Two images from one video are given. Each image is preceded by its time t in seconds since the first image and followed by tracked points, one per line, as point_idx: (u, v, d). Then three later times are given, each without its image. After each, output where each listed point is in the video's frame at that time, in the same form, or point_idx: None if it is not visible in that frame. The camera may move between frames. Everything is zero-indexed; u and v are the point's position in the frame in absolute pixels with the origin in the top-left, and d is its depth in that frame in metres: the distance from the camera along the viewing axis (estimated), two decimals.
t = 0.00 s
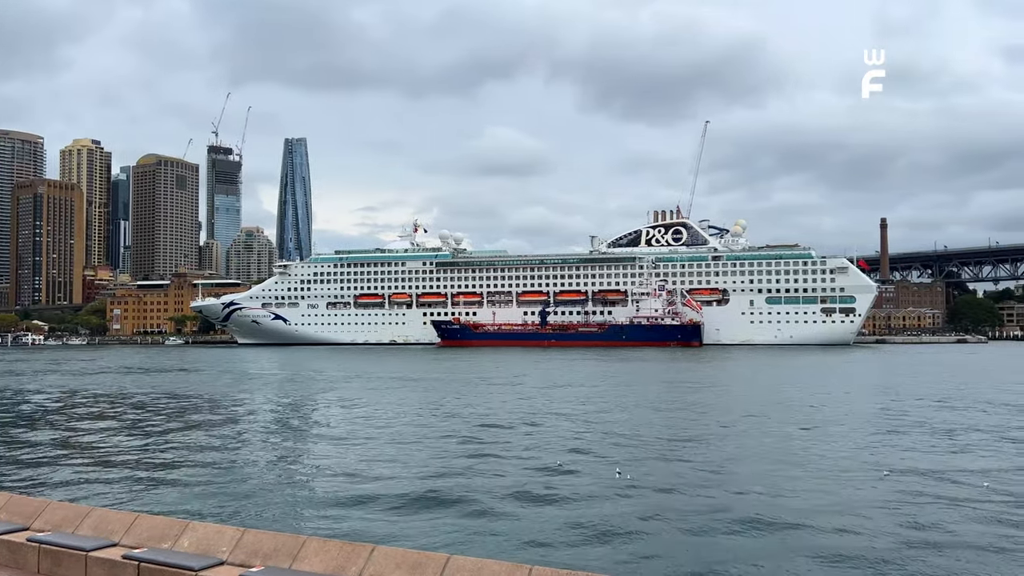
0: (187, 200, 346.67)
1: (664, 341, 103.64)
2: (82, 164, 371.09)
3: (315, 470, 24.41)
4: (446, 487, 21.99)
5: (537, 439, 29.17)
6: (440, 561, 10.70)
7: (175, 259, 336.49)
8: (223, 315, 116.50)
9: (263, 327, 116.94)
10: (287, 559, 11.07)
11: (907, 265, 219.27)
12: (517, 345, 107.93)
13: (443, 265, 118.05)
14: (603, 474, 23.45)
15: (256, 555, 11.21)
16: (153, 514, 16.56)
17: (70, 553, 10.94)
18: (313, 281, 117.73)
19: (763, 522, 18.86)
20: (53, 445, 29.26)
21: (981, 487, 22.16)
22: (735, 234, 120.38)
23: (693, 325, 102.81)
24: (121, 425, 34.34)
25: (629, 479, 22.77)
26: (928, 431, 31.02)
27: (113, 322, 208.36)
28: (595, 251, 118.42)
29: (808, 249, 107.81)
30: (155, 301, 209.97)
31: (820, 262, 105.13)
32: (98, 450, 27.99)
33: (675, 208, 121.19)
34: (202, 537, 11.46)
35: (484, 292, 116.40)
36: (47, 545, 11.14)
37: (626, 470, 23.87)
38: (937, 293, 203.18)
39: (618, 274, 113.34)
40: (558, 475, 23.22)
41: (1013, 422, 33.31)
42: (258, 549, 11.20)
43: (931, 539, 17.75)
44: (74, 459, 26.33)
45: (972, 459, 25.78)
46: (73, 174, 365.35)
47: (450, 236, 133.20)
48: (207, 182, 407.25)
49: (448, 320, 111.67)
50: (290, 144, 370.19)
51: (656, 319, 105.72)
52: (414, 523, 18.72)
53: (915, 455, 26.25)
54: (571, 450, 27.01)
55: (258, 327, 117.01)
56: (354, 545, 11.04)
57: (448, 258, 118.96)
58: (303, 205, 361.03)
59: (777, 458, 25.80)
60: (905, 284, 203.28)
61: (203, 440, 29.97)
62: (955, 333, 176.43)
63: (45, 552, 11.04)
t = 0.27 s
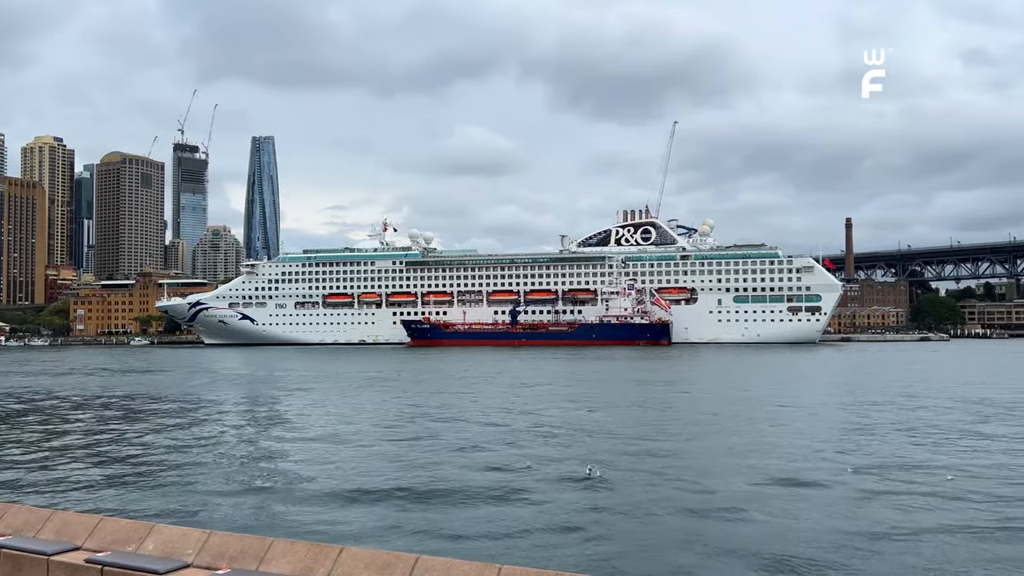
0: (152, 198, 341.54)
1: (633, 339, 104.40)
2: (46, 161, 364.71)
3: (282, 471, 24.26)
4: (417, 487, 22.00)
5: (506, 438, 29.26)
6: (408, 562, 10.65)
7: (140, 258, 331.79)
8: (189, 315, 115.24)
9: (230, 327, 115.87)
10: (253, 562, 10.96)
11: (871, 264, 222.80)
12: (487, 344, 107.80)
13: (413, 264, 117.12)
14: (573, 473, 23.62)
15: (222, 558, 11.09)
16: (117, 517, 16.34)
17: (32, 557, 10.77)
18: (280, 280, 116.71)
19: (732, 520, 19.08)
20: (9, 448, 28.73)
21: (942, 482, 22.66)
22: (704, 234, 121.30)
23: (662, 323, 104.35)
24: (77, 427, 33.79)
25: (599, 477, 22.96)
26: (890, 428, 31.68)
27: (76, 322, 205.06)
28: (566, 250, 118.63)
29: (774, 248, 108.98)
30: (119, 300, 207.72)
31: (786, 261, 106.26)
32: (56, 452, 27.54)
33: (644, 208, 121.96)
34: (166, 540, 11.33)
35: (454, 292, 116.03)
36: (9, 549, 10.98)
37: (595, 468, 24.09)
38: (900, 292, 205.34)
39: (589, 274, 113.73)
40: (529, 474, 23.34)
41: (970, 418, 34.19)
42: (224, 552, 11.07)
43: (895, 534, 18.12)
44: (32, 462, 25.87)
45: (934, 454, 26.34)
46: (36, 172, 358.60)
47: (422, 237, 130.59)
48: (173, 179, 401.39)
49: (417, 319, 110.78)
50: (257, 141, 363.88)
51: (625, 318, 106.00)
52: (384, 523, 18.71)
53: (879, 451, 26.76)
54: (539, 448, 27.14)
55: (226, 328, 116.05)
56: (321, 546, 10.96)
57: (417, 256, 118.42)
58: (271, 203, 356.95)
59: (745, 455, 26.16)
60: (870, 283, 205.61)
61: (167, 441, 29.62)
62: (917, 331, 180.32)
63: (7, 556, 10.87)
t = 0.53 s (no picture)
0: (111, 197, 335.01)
1: (598, 338, 105.13)
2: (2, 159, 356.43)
3: (244, 472, 24.01)
4: (384, 488, 21.94)
5: (471, 437, 29.25)
6: (374, 563, 10.57)
7: (99, 257, 325.40)
8: (150, 315, 113.28)
9: (192, 327, 114.18)
10: (215, 565, 10.79)
11: (832, 264, 225.63)
12: (453, 344, 107.97)
13: (379, 263, 116.67)
14: (539, 471, 23.71)
15: (183, 562, 10.90)
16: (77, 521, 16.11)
17: None
18: (243, 280, 115.63)
19: (698, 517, 19.26)
20: None
21: (902, 478, 23.13)
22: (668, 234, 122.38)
23: (626, 322, 104.66)
24: (28, 430, 33.08)
25: (566, 476, 23.08)
26: (851, 424, 32.24)
27: (32, 323, 200.77)
28: (532, 249, 118.95)
29: (737, 248, 110.02)
30: (77, 300, 203.91)
31: (750, 260, 107.60)
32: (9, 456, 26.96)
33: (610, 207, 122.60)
34: (125, 545, 11.16)
35: (420, 291, 115.47)
36: None
37: (564, 466, 24.31)
38: (860, 291, 208.24)
39: (555, 273, 113.71)
40: (495, 473, 23.37)
41: (926, 415, 34.98)
42: (185, 556, 10.89)
43: (860, 530, 18.44)
44: None
45: (894, 451, 26.87)
46: None
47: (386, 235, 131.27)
48: (133, 178, 394.57)
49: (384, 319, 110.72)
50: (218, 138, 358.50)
51: (591, 317, 107.35)
52: (350, 524, 18.61)
53: (842, 447, 27.24)
54: (505, 447, 27.17)
55: (187, 328, 114.34)
56: (285, 549, 10.82)
57: (383, 255, 117.91)
58: (233, 201, 352.87)
59: (709, 452, 26.43)
60: (831, 283, 208.70)
61: (124, 443, 29.12)
62: (878, 330, 183.31)
63: None
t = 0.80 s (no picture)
0: (64, 195, 327.38)
1: (560, 338, 105.56)
2: None
3: (201, 475, 23.66)
4: (347, 488, 21.83)
5: (431, 437, 29.18)
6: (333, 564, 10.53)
7: (52, 257, 317.72)
8: (104, 315, 111.01)
9: (148, 328, 112.10)
10: (171, 568, 10.66)
11: (789, 264, 228.82)
12: (414, 344, 107.50)
13: (340, 263, 115.97)
14: (501, 471, 23.75)
15: (138, 565, 10.76)
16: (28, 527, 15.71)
17: None
18: (201, 280, 113.85)
19: (660, 516, 19.45)
20: None
21: (857, 475, 23.60)
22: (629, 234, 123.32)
23: (588, 322, 105.06)
24: None
25: (527, 476, 23.15)
26: (807, 422, 32.85)
27: None
28: (495, 249, 119.12)
29: (696, 249, 111.30)
30: (28, 301, 199.14)
31: (708, 261, 108.59)
32: None
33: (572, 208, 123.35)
34: (78, 549, 10.96)
35: (382, 291, 114.99)
36: None
37: (526, 465, 24.39)
38: (816, 291, 212.08)
39: (518, 273, 113.90)
40: (457, 473, 23.37)
41: (879, 412, 35.79)
42: (140, 559, 10.74)
43: (817, 526, 18.79)
44: None
45: (850, 448, 27.42)
46: None
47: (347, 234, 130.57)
48: (88, 175, 386.09)
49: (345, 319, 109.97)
50: (173, 134, 350.93)
51: (554, 317, 107.63)
52: (310, 525, 18.47)
53: (799, 445, 27.74)
54: (467, 448, 27.14)
55: (144, 329, 112.28)
56: (242, 551, 10.72)
57: (344, 255, 117.18)
58: (190, 199, 347.65)
59: (670, 451, 26.70)
60: (788, 283, 212.53)
61: (76, 447, 28.49)
62: (837, 329, 186.08)
63: None
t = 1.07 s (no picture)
0: (11, 192, 318.47)
1: (519, 338, 106.21)
2: None
3: (150, 478, 23.15)
4: (303, 491, 21.50)
5: (388, 439, 28.87)
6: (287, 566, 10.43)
7: None
8: (53, 316, 108.59)
9: (99, 328, 109.93)
10: (121, 573, 10.47)
11: (744, 265, 231.93)
12: (373, 344, 107.45)
13: (297, 262, 114.61)
14: (460, 472, 23.59)
15: (87, 571, 10.55)
16: None
17: None
18: (154, 279, 111.96)
19: (618, 517, 19.45)
20: None
21: (814, 473, 23.95)
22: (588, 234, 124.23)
23: (547, 322, 105.72)
24: None
25: (486, 478, 22.99)
26: (763, 421, 33.30)
27: None
28: (454, 249, 118.82)
29: (654, 249, 112.37)
30: None
31: (665, 262, 109.61)
32: None
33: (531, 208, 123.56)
34: (25, 555, 10.73)
35: (339, 291, 113.88)
36: None
37: (484, 467, 24.17)
38: (770, 291, 215.86)
39: (477, 273, 113.77)
40: (415, 475, 23.14)
41: (832, 410, 36.43)
42: (89, 564, 10.55)
43: (773, 525, 18.99)
44: None
45: (807, 446, 27.87)
46: None
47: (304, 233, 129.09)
48: (37, 172, 376.25)
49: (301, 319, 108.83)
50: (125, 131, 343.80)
51: (513, 317, 108.21)
52: (267, 529, 18.17)
53: (754, 445, 28.03)
54: (426, 448, 26.91)
55: (95, 329, 110.09)
56: (195, 555, 10.57)
57: (301, 255, 115.80)
58: (143, 197, 341.16)
59: (628, 451, 26.75)
60: (743, 283, 215.99)
61: (19, 451, 27.66)
62: (791, 329, 189.28)
63: None
